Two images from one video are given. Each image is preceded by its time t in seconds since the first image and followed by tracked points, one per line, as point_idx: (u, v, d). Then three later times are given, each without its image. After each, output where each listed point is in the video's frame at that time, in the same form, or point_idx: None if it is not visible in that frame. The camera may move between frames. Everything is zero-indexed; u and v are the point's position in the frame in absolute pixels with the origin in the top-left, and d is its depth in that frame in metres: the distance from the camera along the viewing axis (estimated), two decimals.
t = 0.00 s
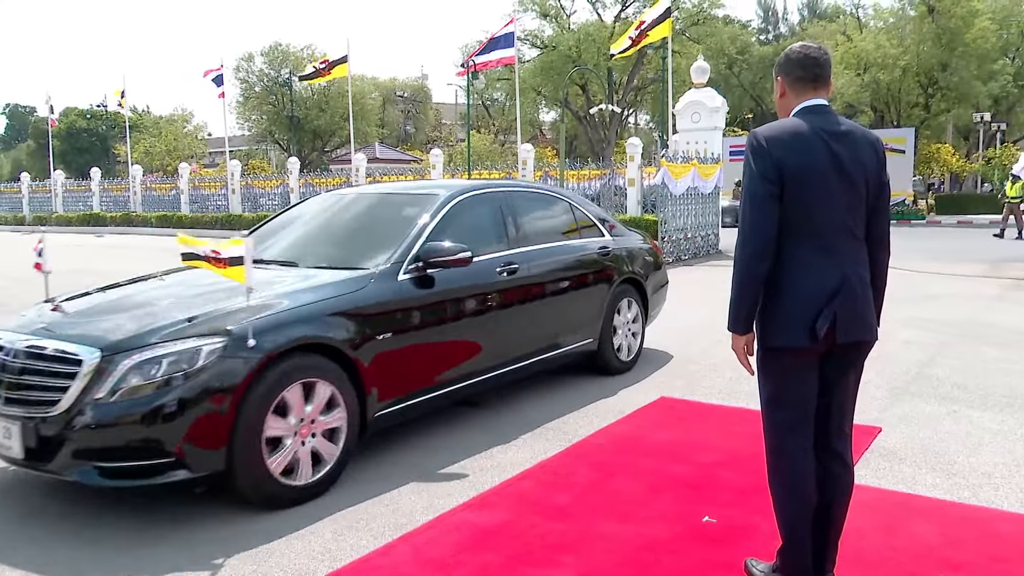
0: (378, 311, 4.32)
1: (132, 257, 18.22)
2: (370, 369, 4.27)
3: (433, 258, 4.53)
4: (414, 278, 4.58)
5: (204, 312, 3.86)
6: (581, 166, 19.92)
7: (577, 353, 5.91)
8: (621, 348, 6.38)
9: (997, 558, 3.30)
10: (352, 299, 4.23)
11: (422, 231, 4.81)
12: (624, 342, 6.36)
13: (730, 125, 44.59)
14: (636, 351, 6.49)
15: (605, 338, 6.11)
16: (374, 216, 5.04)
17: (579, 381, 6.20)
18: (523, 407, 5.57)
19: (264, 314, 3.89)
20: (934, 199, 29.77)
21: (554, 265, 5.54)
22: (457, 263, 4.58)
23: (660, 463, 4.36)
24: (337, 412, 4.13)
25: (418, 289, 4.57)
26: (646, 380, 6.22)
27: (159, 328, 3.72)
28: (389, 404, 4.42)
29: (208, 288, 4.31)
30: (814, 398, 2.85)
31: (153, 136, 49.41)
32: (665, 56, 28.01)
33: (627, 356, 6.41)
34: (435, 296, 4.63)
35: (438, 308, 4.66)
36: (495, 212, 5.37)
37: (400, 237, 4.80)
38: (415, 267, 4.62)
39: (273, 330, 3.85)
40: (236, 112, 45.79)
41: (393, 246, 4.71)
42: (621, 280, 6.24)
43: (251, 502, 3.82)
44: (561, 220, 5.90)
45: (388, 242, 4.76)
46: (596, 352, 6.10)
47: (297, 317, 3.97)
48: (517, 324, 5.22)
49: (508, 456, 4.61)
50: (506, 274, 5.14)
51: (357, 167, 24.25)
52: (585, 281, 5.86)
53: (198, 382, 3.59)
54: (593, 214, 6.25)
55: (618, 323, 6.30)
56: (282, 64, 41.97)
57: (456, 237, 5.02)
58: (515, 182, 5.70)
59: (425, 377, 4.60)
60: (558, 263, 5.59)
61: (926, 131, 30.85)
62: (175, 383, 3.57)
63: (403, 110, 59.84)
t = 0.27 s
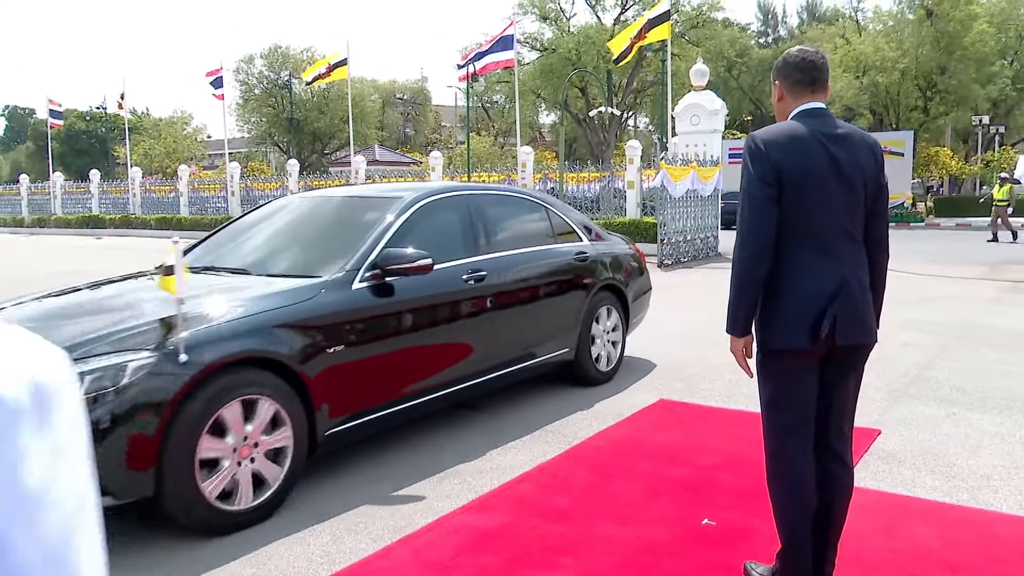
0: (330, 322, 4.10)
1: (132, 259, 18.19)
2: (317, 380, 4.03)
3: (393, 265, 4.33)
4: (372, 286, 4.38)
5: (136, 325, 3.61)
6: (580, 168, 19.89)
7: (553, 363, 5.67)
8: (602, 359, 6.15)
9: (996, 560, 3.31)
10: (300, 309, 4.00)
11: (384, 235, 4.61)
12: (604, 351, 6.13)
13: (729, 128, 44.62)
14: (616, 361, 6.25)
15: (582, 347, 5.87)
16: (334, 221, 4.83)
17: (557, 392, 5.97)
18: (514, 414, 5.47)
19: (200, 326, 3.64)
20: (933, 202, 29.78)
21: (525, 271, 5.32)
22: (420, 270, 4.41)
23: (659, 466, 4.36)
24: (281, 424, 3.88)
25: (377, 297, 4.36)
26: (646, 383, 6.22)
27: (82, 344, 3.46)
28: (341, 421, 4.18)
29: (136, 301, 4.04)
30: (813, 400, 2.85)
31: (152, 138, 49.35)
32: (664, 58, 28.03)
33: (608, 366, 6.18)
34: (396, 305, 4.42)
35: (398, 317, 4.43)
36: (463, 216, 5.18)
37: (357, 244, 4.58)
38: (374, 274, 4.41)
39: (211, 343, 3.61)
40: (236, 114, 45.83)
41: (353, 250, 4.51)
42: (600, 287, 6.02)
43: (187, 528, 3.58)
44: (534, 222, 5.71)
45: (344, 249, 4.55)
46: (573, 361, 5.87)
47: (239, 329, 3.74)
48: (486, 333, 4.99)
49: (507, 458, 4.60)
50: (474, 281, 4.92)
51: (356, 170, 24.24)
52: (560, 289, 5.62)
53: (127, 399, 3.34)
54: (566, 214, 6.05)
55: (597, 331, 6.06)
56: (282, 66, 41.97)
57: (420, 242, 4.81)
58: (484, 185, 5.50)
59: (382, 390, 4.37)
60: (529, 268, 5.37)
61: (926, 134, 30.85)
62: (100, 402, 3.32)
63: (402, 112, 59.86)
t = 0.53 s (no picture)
0: (286, 330, 3.91)
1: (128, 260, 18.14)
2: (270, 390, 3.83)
3: (355, 269, 4.17)
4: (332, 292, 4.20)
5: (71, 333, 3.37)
6: (576, 168, 19.87)
7: (529, 371, 5.51)
8: (580, 364, 6.01)
9: (991, 560, 3.31)
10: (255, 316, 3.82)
11: (347, 239, 4.44)
12: (582, 357, 5.99)
13: (725, 129, 44.69)
14: (596, 368, 6.11)
15: (560, 353, 5.73)
16: (296, 220, 4.67)
17: (535, 399, 5.83)
18: (498, 418, 5.37)
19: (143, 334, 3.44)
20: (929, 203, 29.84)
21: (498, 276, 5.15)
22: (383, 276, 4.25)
23: (656, 466, 4.36)
24: (230, 436, 3.69)
25: (337, 303, 4.19)
26: (643, 383, 6.23)
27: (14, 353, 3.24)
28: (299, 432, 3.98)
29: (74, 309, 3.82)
30: (810, 401, 2.86)
31: (148, 137, 49.21)
32: (661, 58, 28.04)
33: (586, 372, 6.03)
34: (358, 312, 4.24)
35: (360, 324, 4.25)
36: (432, 218, 5.01)
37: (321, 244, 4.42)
38: (334, 280, 4.24)
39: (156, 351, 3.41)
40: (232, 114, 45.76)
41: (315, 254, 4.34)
42: (578, 291, 5.87)
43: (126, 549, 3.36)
44: (506, 223, 5.55)
45: (307, 251, 4.39)
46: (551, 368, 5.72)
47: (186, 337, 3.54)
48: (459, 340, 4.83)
49: (503, 459, 4.60)
50: (442, 286, 4.75)
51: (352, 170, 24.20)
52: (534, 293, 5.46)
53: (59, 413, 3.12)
54: (539, 214, 5.89)
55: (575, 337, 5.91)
56: (278, 66, 41.92)
57: (386, 246, 4.64)
58: (453, 185, 5.32)
59: (345, 400, 4.19)
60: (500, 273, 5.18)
61: (922, 135, 30.90)
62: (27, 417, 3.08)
63: (399, 112, 59.85)
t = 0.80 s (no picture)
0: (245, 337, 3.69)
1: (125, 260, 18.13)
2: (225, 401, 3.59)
3: (317, 273, 3.95)
4: (294, 297, 3.97)
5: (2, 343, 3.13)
6: (575, 170, 19.87)
7: (508, 378, 5.32)
8: (564, 371, 5.83)
9: (989, 562, 3.32)
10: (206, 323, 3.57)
11: (313, 241, 4.23)
12: (565, 364, 5.81)
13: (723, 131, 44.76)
14: (579, 374, 5.93)
15: (541, 362, 5.54)
16: (261, 222, 4.48)
17: (518, 406, 5.67)
18: (484, 425, 5.26)
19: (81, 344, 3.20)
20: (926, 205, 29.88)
21: (474, 282, 4.95)
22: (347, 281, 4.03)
23: (654, 468, 4.36)
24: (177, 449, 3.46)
25: (300, 309, 3.96)
26: (641, 385, 6.24)
27: None
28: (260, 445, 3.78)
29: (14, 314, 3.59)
30: (807, 403, 2.86)
31: (146, 138, 49.21)
32: (659, 60, 28.10)
33: (569, 380, 5.85)
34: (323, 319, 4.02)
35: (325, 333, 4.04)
36: (404, 220, 4.80)
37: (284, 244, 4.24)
38: (295, 285, 4.01)
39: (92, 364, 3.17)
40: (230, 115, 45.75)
41: (279, 256, 4.13)
42: (560, 296, 5.68)
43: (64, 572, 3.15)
44: (482, 226, 5.35)
45: (267, 256, 4.19)
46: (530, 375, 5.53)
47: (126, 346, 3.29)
48: (436, 348, 4.66)
49: (502, 460, 4.61)
50: (413, 293, 4.55)
51: (351, 171, 24.20)
52: (515, 298, 5.29)
53: None
54: (517, 216, 5.69)
55: (557, 344, 5.72)
56: (277, 67, 41.94)
57: (354, 249, 4.43)
58: (428, 185, 5.11)
59: (308, 412, 3.98)
60: (475, 281, 4.97)
61: (920, 137, 30.94)
62: None
63: (398, 113, 59.89)
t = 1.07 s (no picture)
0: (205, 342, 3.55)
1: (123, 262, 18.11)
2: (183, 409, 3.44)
3: (282, 279, 3.82)
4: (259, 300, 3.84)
5: None
6: (573, 172, 19.87)
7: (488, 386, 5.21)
8: (546, 379, 5.71)
9: (987, 564, 3.31)
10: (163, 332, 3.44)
11: (281, 243, 4.10)
12: (547, 371, 5.69)
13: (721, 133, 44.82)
14: (563, 381, 5.82)
15: (523, 368, 5.42)
16: (226, 228, 4.34)
17: (500, 414, 5.56)
18: (468, 432, 5.18)
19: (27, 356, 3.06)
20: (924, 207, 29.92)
21: (453, 286, 4.82)
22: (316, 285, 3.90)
23: (652, 470, 4.36)
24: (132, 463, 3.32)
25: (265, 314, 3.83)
26: (639, 386, 6.24)
27: None
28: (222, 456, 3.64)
29: None
30: (802, 404, 2.86)
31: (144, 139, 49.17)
32: (657, 62, 28.14)
33: (552, 387, 5.74)
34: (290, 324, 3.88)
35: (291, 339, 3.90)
36: (378, 222, 4.66)
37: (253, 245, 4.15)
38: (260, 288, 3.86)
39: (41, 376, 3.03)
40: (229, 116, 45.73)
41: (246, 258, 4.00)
42: (543, 302, 5.55)
43: None
44: (461, 228, 5.21)
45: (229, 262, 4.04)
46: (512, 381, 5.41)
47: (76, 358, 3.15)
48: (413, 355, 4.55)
49: (499, 462, 4.60)
50: (387, 297, 4.40)
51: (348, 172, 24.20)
52: (500, 302, 5.19)
53: None
54: (498, 217, 5.54)
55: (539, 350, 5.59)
56: (275, 68, 41.96)
57: (324, 252, 4.30)
58: (404, 187, 4.97)
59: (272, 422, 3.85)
60: (468, 282, 4.95)
61: (917, 139, 30.99)
62: None
63: (396, 114, 59.88)
